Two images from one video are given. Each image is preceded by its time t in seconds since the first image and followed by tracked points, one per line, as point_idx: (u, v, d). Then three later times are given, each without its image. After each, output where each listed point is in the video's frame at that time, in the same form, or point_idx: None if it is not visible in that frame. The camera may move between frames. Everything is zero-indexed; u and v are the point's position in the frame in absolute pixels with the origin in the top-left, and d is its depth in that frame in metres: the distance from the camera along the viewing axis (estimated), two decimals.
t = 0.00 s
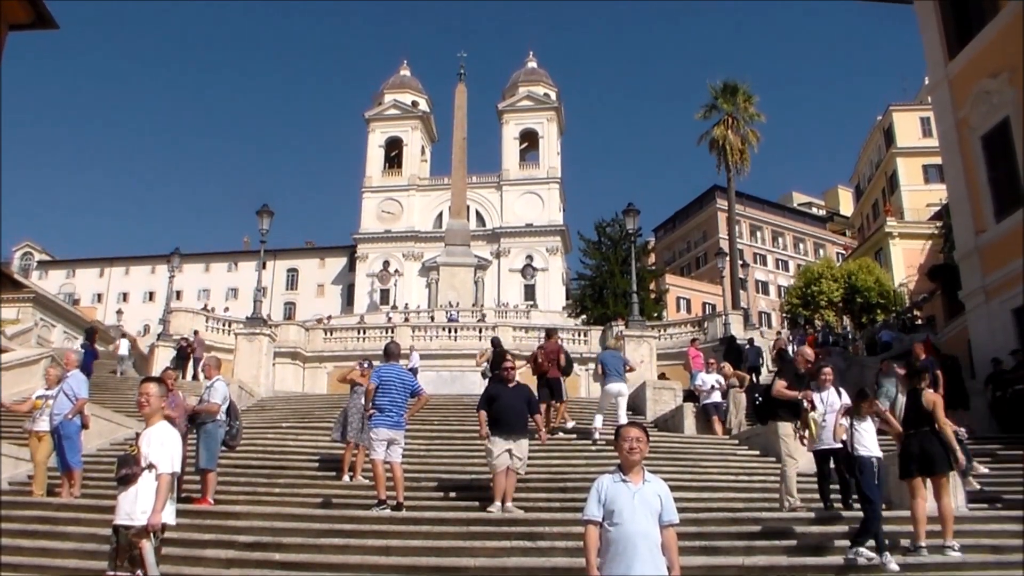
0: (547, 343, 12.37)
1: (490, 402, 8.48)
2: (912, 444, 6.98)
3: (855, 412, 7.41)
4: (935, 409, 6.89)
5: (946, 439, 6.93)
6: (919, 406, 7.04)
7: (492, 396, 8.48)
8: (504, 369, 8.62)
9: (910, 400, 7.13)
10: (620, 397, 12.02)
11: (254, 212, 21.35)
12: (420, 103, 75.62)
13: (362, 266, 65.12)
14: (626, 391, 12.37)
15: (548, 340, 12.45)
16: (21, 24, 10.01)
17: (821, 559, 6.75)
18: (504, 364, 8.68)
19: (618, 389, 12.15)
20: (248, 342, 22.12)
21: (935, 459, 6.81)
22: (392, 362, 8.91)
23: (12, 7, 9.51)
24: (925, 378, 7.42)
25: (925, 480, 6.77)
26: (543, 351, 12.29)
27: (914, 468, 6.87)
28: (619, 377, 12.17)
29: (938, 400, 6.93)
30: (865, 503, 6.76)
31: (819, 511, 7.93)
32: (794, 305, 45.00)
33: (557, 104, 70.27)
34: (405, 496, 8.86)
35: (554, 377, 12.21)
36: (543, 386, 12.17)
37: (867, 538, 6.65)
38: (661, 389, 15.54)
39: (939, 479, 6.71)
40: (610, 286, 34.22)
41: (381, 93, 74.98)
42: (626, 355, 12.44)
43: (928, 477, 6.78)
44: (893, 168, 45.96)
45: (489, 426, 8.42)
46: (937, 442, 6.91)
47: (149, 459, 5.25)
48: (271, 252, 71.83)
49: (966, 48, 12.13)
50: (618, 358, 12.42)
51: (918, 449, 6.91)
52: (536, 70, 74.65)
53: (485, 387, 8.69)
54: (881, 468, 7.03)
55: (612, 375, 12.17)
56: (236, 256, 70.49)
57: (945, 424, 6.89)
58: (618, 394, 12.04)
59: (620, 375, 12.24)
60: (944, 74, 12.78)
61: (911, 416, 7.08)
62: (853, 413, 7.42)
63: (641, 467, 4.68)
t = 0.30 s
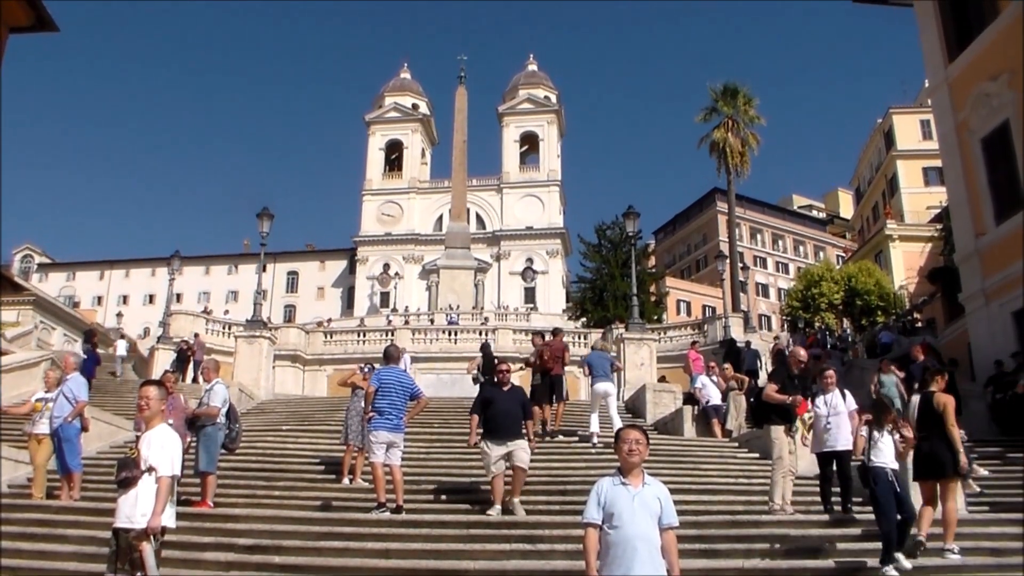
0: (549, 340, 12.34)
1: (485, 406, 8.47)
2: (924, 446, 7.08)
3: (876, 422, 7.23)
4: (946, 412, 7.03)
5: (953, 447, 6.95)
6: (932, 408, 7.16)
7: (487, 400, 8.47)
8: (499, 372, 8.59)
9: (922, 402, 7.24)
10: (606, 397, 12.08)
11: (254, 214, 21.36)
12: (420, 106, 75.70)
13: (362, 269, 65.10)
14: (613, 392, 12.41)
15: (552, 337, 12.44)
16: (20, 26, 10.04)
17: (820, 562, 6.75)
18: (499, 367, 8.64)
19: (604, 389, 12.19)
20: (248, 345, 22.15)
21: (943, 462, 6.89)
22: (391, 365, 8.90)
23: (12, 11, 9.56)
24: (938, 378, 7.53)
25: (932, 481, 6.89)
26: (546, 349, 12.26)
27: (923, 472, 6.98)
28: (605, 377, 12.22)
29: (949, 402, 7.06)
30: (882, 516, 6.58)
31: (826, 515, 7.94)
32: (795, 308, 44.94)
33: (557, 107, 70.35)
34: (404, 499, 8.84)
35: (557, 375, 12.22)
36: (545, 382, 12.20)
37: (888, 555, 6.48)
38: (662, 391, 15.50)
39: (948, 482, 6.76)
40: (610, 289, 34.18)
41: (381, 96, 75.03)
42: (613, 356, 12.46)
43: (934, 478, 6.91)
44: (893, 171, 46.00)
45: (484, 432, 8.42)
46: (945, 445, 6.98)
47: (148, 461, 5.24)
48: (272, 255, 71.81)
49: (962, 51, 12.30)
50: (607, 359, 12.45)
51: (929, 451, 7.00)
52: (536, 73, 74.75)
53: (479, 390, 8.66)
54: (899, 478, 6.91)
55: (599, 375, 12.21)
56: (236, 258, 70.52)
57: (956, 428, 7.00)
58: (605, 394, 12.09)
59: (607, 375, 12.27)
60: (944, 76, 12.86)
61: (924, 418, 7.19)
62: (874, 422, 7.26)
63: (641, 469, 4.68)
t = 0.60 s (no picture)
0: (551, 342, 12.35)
1: (486, 407, 8.46)
2: (934, 449, 6.92)
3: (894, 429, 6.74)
4: (958, 415, 6.90)
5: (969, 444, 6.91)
6: (942, 410, 7.01)
7: (488, 401, 8.46)
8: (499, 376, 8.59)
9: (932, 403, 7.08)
10: (602, 396, 12.09)
11: (254, 216, 21.36)
12: (420, 108, 75.74)
13: (362, 270, 65.06)
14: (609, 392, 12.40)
15: (553, 339, 12.43)
16: (20, 29, 10.06)
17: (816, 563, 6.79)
18: (500, 370, 8.65)
19: (600, 388, 12.19)
20: (248, 346, 22.13)
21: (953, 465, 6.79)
22: (390, 366, 8.91)
23: (12, 13, 9.58)
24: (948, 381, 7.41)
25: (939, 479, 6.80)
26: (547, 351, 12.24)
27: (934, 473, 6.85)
28: (601, 375, 12.25)
29: (961, 405, 6.93)
30: (895, 519, 6.38)
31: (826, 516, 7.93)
32: (795, 310, 44.93)
33: (557, 109, 70.39)
34: (404, 500, 8.84)
35: (558, 376, 12.21)
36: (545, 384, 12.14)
37: (893, 557, 6.32)
38: (665, 391, 15.48)
39: (955, 484, 6.73)
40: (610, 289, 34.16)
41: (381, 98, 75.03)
42: (608, 354, 12.47)
43: (944, 480, 6.80)
44: (893, 173, 46.03)
45: (485, 433, 8.43)
46: (959, 448, 6.86)
47: (149, 463, 5.24)
48: (272, 256, 71.79)
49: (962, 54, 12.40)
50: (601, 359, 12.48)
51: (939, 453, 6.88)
52: (536, 74, 74.78)
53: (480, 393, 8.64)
54: (919, 490, 6.47)
55: (594, 374, 12.22)
56: (236, 260, 70.50)
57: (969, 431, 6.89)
58: (601, 393, 12.12)
59: (603, 374, 12.29)
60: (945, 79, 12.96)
61: (933, 420, 7.06)
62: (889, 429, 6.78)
63: (641, 470, 4.67)
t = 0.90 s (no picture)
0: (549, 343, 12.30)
1: (496, 413, 8.45)
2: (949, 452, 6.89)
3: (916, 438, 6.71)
4: (975, 419, 6.90)
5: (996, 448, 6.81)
6: (958, 414, 7.03)
7: (499, 408, 8.46)
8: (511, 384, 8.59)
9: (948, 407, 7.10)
10: (600, 399, 12.06)
11: (254, 217, 21.35)
12: (420, 108, 75.73)
13: (362, 271, 65.05)
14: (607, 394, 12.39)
15: (550, 338, 12.43)
16: (21, 30, 10.07)
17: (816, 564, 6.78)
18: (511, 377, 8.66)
19: (597, 391, 12.14)
20: (248, 347, 22.13)
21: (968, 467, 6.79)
22: (392, 368, 8.91)
23: (13, 16, 9.60)
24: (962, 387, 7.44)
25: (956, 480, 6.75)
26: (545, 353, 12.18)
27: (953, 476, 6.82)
28: (599, 378, 12.22)
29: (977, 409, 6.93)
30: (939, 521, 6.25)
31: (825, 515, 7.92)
32: (794, 310, 44.93)
33: (557, 110, 70.40)
34: (404, 502, 8.84)
35: (556, 377, 12.18)
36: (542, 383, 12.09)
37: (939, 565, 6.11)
38: (663, 392, 15.48)
39: (967, 486, 6.75)
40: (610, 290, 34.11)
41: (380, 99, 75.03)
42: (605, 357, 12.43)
43: (960, 482, 6.79)
44: (892, 173, 46.04)
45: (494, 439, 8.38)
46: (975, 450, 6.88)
47: (149, 463, 5.24)
48: (271, 257, 71.80)
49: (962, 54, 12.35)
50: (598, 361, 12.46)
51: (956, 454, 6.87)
52: (536, 75, 74.74)
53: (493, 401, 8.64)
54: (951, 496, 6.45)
55: (592, 376, 12.20)
56: (236, 261, 70.48)
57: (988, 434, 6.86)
58: (598, 395, 12.09)
59: (601, 376, 12.27)
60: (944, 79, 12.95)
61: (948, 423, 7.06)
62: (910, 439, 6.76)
63: (641, 471, 4.67)
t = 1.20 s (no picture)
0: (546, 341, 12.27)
1: (509, 417, 8.36)
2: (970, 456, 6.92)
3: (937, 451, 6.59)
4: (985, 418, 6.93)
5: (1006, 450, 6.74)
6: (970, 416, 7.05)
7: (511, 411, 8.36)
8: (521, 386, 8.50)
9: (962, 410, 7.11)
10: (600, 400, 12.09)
11: (254, 219, 21.35)
12: (421, 111, 75.76)
13: (362, 274, 65.10)
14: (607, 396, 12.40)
15: (547, 336, 12.36)
16: (21, 32, 10.09)
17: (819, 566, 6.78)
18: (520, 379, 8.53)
19: (598, 393, 12.16)
20: (248, 350, 22.12)
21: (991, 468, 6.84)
22: (392, 370, 8.90)
23: (13, 17, 9.60)
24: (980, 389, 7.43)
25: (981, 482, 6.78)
26: (543, 351, 12.15)
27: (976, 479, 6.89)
28: (600, 379, 12.23)
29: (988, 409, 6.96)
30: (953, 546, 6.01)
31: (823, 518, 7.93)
32: (795, 313, 44.93)
33: (558, 113, 70.45)
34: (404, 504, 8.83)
35: (556, 374, 12.20)
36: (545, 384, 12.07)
37: None
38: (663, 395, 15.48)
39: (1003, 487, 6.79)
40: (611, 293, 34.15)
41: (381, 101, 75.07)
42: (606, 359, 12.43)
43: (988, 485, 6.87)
44: (893, 176, 46.06)
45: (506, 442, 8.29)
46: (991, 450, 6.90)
47: (149, 466, 5.26)
48: (272, 260, 71.86)
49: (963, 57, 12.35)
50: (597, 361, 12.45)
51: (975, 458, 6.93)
52: (536, 77, 74.75)
53: (502, 403, 8.53)
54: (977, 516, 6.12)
55: (593, 378, 12.21)
56: (236, 263, 70.50)
57: (1000, 435, 6.81)
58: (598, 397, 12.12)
59: (601, 378, 12.27)
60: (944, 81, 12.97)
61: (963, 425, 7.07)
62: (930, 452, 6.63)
63: (641, 475, 4.66)
